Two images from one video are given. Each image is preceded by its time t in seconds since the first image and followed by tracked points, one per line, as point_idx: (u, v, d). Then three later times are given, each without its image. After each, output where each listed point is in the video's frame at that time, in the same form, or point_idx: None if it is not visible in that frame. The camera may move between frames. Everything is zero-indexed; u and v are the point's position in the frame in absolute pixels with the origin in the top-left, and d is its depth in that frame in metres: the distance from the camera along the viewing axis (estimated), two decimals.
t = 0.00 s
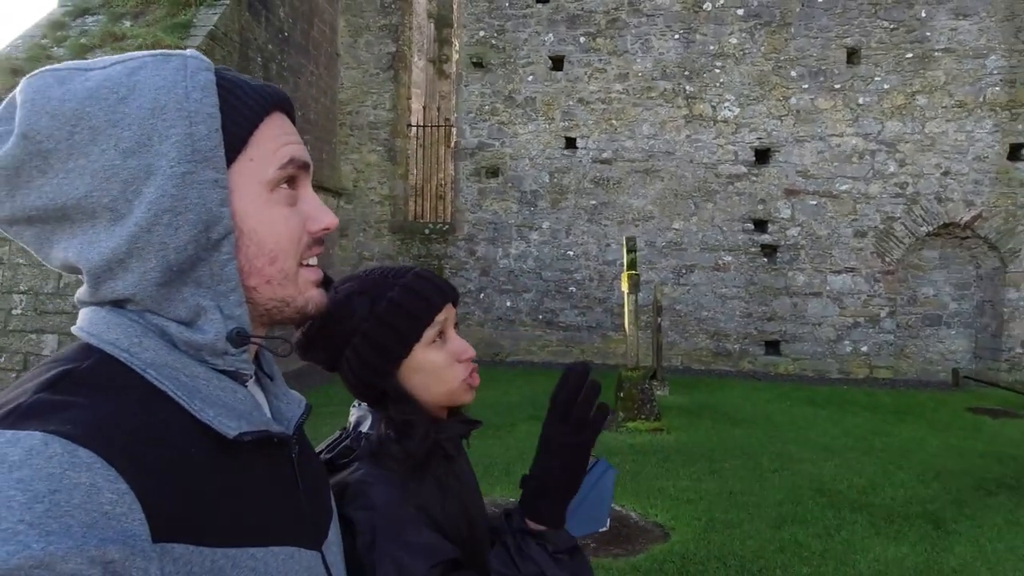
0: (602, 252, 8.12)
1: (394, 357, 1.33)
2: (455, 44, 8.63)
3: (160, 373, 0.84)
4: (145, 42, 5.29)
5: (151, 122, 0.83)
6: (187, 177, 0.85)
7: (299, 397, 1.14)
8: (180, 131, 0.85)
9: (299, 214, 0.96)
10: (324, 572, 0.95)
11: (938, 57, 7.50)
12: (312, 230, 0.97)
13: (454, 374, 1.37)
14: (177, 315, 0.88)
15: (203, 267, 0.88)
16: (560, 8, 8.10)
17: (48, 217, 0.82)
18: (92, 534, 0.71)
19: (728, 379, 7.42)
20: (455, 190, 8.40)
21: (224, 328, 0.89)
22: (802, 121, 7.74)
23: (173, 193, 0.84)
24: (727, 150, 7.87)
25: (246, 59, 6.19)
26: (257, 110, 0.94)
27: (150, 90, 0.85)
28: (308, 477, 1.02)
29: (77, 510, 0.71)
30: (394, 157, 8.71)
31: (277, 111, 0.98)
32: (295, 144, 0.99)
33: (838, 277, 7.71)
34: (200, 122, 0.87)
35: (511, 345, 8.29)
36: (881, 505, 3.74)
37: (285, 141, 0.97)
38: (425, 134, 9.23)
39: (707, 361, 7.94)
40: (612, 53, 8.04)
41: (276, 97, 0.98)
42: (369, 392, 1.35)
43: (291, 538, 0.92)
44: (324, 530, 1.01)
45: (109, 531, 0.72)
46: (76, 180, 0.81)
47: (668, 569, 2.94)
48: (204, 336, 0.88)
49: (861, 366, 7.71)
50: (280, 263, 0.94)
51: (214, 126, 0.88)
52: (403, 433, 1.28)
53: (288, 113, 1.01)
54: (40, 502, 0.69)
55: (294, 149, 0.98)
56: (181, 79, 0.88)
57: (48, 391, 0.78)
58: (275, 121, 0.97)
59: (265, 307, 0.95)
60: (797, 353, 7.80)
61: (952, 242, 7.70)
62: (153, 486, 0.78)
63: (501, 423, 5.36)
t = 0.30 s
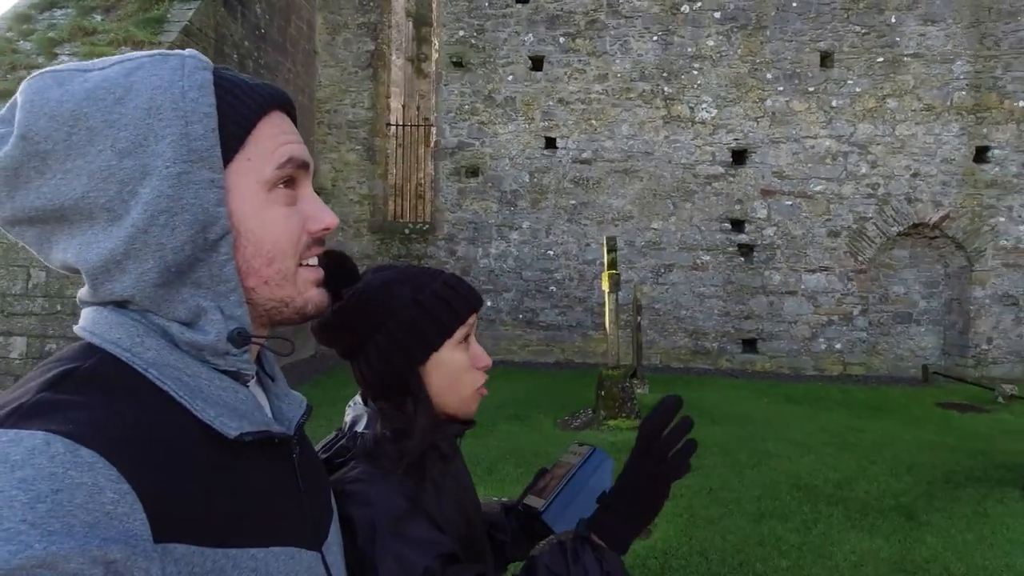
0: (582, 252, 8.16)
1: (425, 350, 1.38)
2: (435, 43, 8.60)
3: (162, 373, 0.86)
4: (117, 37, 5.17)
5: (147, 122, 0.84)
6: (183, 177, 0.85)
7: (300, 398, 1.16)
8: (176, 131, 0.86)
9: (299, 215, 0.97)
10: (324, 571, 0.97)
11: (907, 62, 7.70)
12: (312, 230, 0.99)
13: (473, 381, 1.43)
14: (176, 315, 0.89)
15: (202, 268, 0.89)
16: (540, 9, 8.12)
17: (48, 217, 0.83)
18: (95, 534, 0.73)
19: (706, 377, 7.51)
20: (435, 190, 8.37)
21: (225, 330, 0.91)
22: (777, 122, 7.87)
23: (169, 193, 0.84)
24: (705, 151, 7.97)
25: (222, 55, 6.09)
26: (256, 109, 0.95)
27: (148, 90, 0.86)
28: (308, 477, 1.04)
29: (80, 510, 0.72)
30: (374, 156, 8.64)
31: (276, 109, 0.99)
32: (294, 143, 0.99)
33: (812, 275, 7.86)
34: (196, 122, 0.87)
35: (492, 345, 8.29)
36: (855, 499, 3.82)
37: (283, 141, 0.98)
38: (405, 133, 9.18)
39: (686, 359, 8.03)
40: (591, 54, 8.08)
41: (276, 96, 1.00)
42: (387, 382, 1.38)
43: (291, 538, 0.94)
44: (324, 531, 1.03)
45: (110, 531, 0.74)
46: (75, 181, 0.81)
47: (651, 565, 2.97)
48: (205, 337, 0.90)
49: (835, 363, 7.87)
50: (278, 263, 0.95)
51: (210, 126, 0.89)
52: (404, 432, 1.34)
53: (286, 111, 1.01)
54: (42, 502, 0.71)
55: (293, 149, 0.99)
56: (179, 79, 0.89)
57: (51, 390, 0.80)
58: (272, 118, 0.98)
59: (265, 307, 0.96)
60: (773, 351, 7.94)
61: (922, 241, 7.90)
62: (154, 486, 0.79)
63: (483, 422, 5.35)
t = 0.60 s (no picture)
0: (570, 250, 8.17)
1: (427, 347, 1.43)
2: (421, 40, 8.55)
3: (158, 376, 0.86)
4: (98, 32, 5.08)
5: (122, 123, 0.85)
6: (154, 177, 0.85)
7: (300, 400, 1.20)
8: (147, 130, 0.85)
9: (283, 215, 0.96)
10: None
11: (889, 62, 7.80)
12: (302, 231, 0.97)
13: (476, 375, 1.50)
14: (166, 319, 0.88)
15: (182, 270, 0.88)
16: (527, 7, 8.10)
17: (38, 222, 0.84)
18: (90, 539, 0.72)
19: (693, 374, 7.57)
20: (423, 188, 8.33)
21: (216, 332, 0.91)
22: (762, 122, 7.95)
23: (141, 193, 0.84)
24: (691, 149, 8.02)
25: (205, 51, 6.01)
26: (238, 108, 0.95)
27: (125, 91, 0.86)
28: (308, 481, 1.05)
29: (73, 515, 0.72)
30: (360, 154, 8.58)
31: (261, 105, 0.99)
32: (275, 142, 0.98)
33: (797, 273, 7.95)
34: (167, 120, 0.87)
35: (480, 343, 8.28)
36: (841, 494, 3.87)
37: (261, 140, 0.96)
38: (391, 131, 9.13)
39: (673, 356, 8.09)
40: (578, 52, 8.09)
41: (260, 92, 0.99)
42: (393, 382, 1.42)
43: (292, 543, 0.94)
44: (324, 535, 1.03)
45: (106, 537, 0.73)
46: (58, 186, 0.83)
47: (641, 561, 2.99)
48: (198, 343, 0.90)
49: (819, 360, 7.97)
50: (257, 266, 0.93)
51: (181, 124, 0.88)
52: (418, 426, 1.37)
53: (274, 108, 1.01)
54: (37, 507, 0.70)
55: (276, 147, 0.97)
56: (157, 79, 0.89)
57: (47, 393, 0.80)
58: (253, 115, 0.97)
59: (249, 310, 0.95)
60: (759, 348, 8.02)
61: (904, 239, 8.01)
62: (151, 490, 0.79)
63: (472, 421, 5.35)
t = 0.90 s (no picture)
0: (559, 245, 8.18)
1: (431, 349, 1.44)
2: (408, 34, 8.49)
3: (156, 377, 0.86)
4: (78, 24, 4.97)
5: (98, 125, 0.85)
6: (130, 173, 0.85)
7: (300, 402, 1.23)
8: (120, 128, 0.86)
9: (267, 203, 0.96)
10: None
11: (874, 58, 7.87)
12: (286, 218, 0.97)
13: (476, 375, 1.54)
14: (160, 318, 0.87)
15: (165, 264, 0.87)
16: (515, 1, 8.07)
17: (34, 233, 0.86)
18: (86, 543, 0.71)
19: (681, 368, 7.62)
20: (411, 183, 8.29)
21: (209, 331, 0.91)
22: (749, 117, 7.99)
23: (118, 190, 0.84)
24: (679, 144, 8.05)
25: (189, 44, 5.91)
26: (210, 95, 0.95)
27: (101, 94, 0.88)
28: (308, 483, 1.07)
29: (69, 518, 0.71)
30: (348, 149, 8.51)
31: (236, 94, 0.99)
32: (252, 127, 0.98)
33: (783, 267, 8.02)
34: (139, 116, 0.87)
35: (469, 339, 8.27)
36: (827, 485, 3.92)
37: (237, 127, 0.96)
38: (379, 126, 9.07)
39: (661, 351, 8.14)
40: (566, 47, 8.07)
41: (232, 79, 0.99)
42: (394, 381, 1.45)
43: (290, 546, 0.94)
44: (324, 539, 1.05)
45: (102, 540, 0.72)
46: (45, 193, 0.84)
47: (632, 554, 3.01)
48: (192, 344, 0.90)
49: (805, 353, 8.06)
50: (242, 255, 0.92)
51: (153, 118, 0.88)
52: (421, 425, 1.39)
53: (249, 97, 1.02)
54: (33, 511, 0.69)
55: (253, 132, 0.97)
56: (131, 79, 0.90)
57: (46, 394, 0.79)
58: (228, 104, 0.97)
59: (238, 302, 0.94)
60: (746, 342, 8.09)
61: (888, 234, 8.11)
62: (148, 492, 0.78)
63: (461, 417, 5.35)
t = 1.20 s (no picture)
0: (547, 241, 8.18)
1: (425, 347, 1.45)
2: (395, 28, 8.42)
3: (150, 380, 0.86)
4: (57, 16, 4.86)
5: (85, 128, 0.86)
6: (117, 173, 0.85)
7: (297, 403, 1.22)
8: (105, 129, 0.86)
9: (256, 199, 0.95)
10: None
11: (859, 55, 7.94)
12: (276, 212, 0.96)
13: (472, 370, 1.55)
14: (153, 320, 0.88)
15: (155, 264, 0.87)
16: None
17: (28, 241, 0.86)
18: (76, 549, 0.71)
19: (669, 363, 7.67)
20: (398, 178, 8.24)
21: (200, 331, 0.91)
22: (736, 113, 8.04)
23: (106, 191, 0.84)
24: (666, 140, 8.08)
25: (171, 37, 5.82)
26: (194, 93, 0.95)
27: (87, 98, 0.88)
28: (304, 485, 1.07)
29: (60, 524, 0.71)
30: (334, 144, 8.44)
31: (220, 92, 0.99)
32: (237, 124, 0.97)
33: (770, 263, 8.08)
34: (124, 118, 0.87)
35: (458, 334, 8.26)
36: (814, 478, 3.97)
37: (222, 125, 0.96)
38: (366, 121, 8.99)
39: (649, 345, 8.18)
40: (554, 42, 8.06)
41: (217, 78, 0.99)
42: (391, 380, 1.44)
43: (283, 549, 0.94)
44: (320, 543, 1.05)
45: (92, 545, 0.72)
46: (36, 199, 0.85)
47: (622, 548, 3.03)
48: (184, 346, 0.89)
49: (791, 347, 8.14)
50: (232, 251, 0.92)
51: (138, 119, 0.88)
52: (423, 425, 1.39)
53: (235, 94, 1.02)
54: (21, 516, 0.69)
55: (238, 128, 0.97)
56: (117, 81, 0.91)
57: (38, 397, 0.79)
58: (212, 101, 0.97)
59: (229, 300, 0.93)
60: (733, 336, 8.16)
61: (872, 229, 8.20)
62: (140, 497, 0.78)
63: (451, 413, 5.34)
